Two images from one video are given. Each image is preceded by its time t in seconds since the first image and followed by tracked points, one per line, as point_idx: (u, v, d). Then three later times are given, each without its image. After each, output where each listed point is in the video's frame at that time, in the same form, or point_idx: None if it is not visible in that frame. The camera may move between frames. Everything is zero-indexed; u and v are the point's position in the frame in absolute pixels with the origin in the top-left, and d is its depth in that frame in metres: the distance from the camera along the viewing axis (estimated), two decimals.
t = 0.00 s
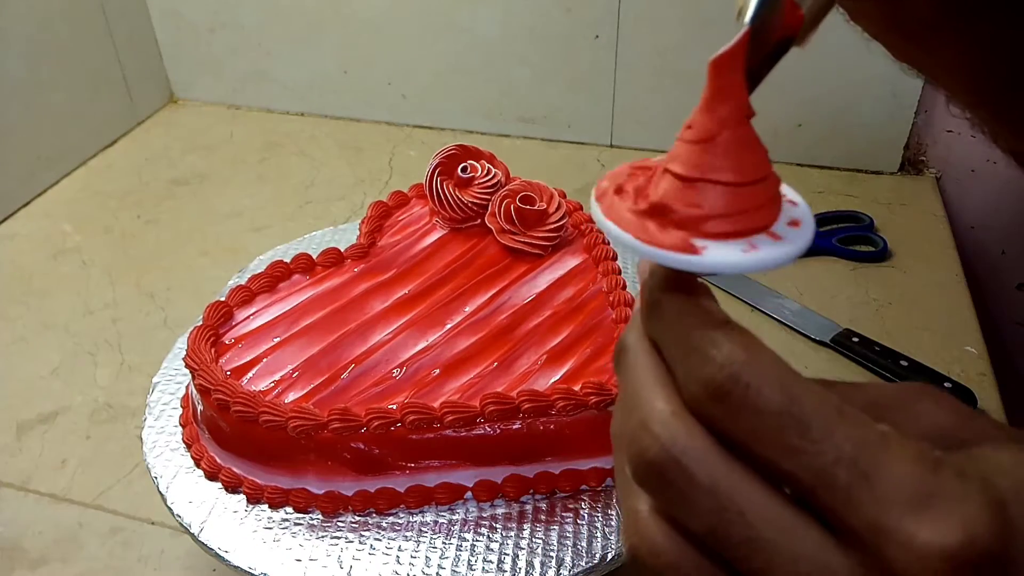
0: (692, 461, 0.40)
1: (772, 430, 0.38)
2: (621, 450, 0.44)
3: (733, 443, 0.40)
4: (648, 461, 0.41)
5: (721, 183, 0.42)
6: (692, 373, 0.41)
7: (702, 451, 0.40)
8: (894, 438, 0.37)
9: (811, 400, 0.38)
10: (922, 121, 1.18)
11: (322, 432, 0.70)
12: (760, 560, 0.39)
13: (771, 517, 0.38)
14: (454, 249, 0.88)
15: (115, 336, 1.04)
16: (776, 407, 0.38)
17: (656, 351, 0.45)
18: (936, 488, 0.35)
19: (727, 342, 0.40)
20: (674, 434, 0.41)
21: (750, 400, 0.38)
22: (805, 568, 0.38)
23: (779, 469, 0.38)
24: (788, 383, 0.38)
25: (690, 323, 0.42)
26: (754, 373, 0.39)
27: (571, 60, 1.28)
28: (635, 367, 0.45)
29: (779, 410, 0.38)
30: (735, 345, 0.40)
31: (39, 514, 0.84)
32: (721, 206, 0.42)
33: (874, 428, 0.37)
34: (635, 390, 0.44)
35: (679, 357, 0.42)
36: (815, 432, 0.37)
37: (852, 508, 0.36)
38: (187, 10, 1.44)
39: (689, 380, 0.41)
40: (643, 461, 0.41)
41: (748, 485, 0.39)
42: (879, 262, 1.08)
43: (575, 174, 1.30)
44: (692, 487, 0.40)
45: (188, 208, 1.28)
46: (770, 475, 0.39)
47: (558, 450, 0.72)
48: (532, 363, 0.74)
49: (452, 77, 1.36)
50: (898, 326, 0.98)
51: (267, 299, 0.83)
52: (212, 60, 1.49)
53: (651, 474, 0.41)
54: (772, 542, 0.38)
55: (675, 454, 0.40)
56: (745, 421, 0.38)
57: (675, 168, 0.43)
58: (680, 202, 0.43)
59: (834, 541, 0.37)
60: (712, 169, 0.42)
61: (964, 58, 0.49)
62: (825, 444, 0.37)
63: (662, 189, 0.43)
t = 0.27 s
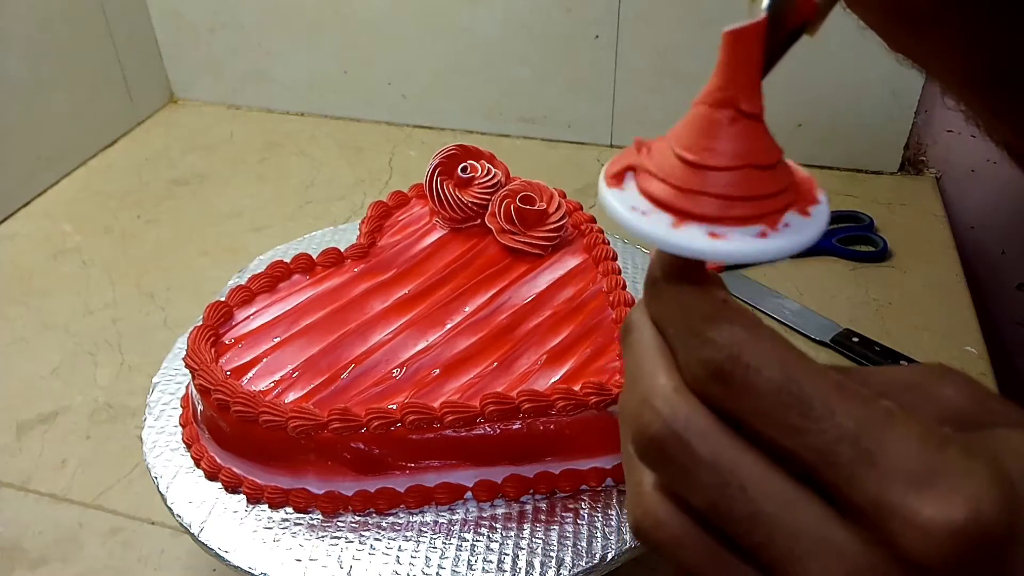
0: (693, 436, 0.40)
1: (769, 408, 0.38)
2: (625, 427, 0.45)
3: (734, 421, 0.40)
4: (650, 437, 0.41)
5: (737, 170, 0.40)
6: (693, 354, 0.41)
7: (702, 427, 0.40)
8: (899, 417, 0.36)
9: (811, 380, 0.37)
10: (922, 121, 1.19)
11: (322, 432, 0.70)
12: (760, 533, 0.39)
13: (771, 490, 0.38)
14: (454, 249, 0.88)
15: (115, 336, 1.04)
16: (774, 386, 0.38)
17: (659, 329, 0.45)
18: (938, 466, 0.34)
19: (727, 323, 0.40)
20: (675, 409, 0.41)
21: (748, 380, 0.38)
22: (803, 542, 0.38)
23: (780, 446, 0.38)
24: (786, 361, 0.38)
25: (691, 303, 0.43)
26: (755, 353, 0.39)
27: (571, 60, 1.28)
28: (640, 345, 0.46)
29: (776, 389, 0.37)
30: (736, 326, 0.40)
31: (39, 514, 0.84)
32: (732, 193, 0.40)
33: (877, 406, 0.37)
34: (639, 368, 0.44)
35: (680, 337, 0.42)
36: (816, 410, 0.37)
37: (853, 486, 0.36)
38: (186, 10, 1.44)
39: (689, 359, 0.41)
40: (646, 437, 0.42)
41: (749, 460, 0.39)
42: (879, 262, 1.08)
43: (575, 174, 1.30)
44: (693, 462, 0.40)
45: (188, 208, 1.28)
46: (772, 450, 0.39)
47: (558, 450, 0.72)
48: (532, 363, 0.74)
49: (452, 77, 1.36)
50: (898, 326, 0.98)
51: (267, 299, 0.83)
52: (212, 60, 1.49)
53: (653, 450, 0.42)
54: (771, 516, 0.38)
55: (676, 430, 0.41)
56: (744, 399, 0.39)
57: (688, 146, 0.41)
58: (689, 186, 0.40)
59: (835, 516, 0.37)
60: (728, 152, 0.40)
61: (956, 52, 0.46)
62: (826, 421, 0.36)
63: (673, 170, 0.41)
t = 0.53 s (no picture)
0: (692, 417, 0.40)
1: (773, 390, 0.38)
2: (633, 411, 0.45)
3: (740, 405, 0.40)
4: (651, 418, 0.42)
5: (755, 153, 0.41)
6: (694, 340, 0.40)
7: (703, 410, 0.40)
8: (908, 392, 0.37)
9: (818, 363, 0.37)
10: (922, 121, 1.19)
11: (322, 432, 0.70)
12: (764, 510, 0.39)
13: (774, 467, 0.39)
14: (454, 249, 0.88)
15: (115, 336, 1.04)
16: (779, 369, 0.38)
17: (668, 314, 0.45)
18: (951, 437, 0.35)
19: (728, 307, 0.40)
20: (677, 391, 0.41)
21: (750, 364, 0.38)
22: (808, 515, 0.38)
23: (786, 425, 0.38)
24: (790, 344, 0.38)
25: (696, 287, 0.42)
26: (757, 338, 0.38)
27: (571, 60, 1.28)
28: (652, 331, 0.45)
29: (781, 372, 0.38)
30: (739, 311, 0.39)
31: (39, 514, 0.84)
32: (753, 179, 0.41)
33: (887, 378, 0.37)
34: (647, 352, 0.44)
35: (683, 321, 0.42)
36: (822, 390, 0.37)
37: (867, 459, 0.36)
38: (187, 10, 1.44)
39: (690, 345, 0.41)
40: (648, 420, 0.42)
41: (755, 439, 0.39)
42: (879, 262, 1.08)
43: (575, 174, 1.30)
44: (694, 443, 0.40)
45: (188, 208, 1.28)
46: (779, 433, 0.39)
47: (558, 450, 0.72)
48: (532, 363, 0.74)
49: (452, 77, 1.36)
50: (898, 327, 0.98)
51: (267, 299, 0.83)
52: (212, 60, 1.49)
53: (656, 433, 0.42)
54: (775, 495, 0.39)
55: (677, 412, 0.41)
56: (746, 382, 0.38)
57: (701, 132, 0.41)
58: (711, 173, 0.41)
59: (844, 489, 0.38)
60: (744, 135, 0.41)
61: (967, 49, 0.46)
62: (836, 399, 0.37)
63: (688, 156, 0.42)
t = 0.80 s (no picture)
0: (691, 411, 0.40)
1: (775, 385, 0.37)
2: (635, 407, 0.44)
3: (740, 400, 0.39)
4: (650, 414, 0.41)
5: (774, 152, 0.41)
6: (694, 334, 0.39)
7: (702, 405, 0.40)
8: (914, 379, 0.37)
9: (822, 357, 0.37)
10: (923, 121, 1.19)
11: (322, 432, 0.70)
12: (763, 499, 0.39)
13: (775, 459, 0.38)
14: (454, 249, 0.88)
15: (115, 336, 1.04)
16: (782, 363, 0.37)
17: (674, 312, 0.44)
18: (958, 424, 0.35)
19: (729, 301, 0.39)
20: (677, 385, 0.40)
21: (751, 359, 0.37)
22: (807, 506, 0.38)
23: (788, 420, 0.38)
24: (793, 337, 0.37)
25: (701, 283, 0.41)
26: (760, 332, 0.37)
27: (571, 60, 1.28)
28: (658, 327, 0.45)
29: (784, 366, 0.37)
30: (743, 306, 0.38)
31: (40, 514, 0.84)
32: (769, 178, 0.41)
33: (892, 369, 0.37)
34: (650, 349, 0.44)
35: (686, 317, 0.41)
36: (826, 384, 0.36)
37: (872, 449, 0.36)
38: (187, 10, 1.44)
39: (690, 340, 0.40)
40: (647, 415, 0.41)
41: (756, 434, 0.39)
42: (879, 262, 1.08)
43: (575, 174, 1.30)
44: (692, 438, 0.40)
45: (188, 208, 1.28)
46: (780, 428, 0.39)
47: (558, 450, 0.72)
48: (532, 363, 0.74)
49: (452, 77, 1.36)
50: (898, 326, 0.98)
51: (267, 299, 0.83)
52: (212, 60, 1.49)
53: (655, 426, 0.41)
54: (774, 489, 0.38)
55: (675, 407, 0.40)
56: (747, 378, 0.38)
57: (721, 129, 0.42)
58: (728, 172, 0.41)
59: (847, 478, 0.37)
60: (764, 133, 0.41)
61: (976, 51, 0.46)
62: (840, 391, 0.36)
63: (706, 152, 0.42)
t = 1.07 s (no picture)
0: (709, 426, 0.34)
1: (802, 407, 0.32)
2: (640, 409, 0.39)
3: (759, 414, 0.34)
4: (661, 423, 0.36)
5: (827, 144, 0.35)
6: (717, 343, 0.34)
7: (717, 416, 0.34)
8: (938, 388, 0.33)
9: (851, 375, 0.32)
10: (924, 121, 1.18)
11: (322, 432, 0.70)
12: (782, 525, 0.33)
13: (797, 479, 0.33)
14: (454, 249, 0.88)
15: (115, 336, 1.04)
16: (809, 381, 0.32)
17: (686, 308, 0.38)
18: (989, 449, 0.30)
19: (756, 309, 0.34)
20: (696, 396, 0.34)
21: (778, 376, 0.32)
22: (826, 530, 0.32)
23: (812, 439, 0.32)
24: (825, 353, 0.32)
25: (720, 280, 0.36)
26: (789, 346, 0.32)
27: (571, 60, 1.28)
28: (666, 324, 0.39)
29: (812, 386, 0.32)
30: (769, 314, 0.33)
31: (40, 514, 0.84)
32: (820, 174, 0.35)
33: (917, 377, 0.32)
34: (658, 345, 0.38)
35: (705, 320, 0.35)
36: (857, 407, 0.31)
37: (899, 476, 0.31)
38: (187, 10, 1.44)
39: (712, 350, 0.34)
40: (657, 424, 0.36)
41: (776, 453, 0.33)
42: (879, 263, 1.08)
43: (575, 174, 1.30)
44: (706, 454, 0.34)
45: (188, 208, 1.28)
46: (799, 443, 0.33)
47: (558, 450, 0.72)
48: (532, 363, 0.74)
49: (452, 77, 1.36)
50: (898, 326, 0.98)
51: (267, 299, 0.83)
52: (212, 60, 1.49)
53: (670, 441, 0.36)
54: (793, 520, 0.33)
55: (691, 418, 0.34)
56: (771, 395, 0.32)
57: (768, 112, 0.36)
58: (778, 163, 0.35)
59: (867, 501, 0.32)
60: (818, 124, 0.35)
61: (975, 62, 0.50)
62: (874, 409, 0.31)
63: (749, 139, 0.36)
